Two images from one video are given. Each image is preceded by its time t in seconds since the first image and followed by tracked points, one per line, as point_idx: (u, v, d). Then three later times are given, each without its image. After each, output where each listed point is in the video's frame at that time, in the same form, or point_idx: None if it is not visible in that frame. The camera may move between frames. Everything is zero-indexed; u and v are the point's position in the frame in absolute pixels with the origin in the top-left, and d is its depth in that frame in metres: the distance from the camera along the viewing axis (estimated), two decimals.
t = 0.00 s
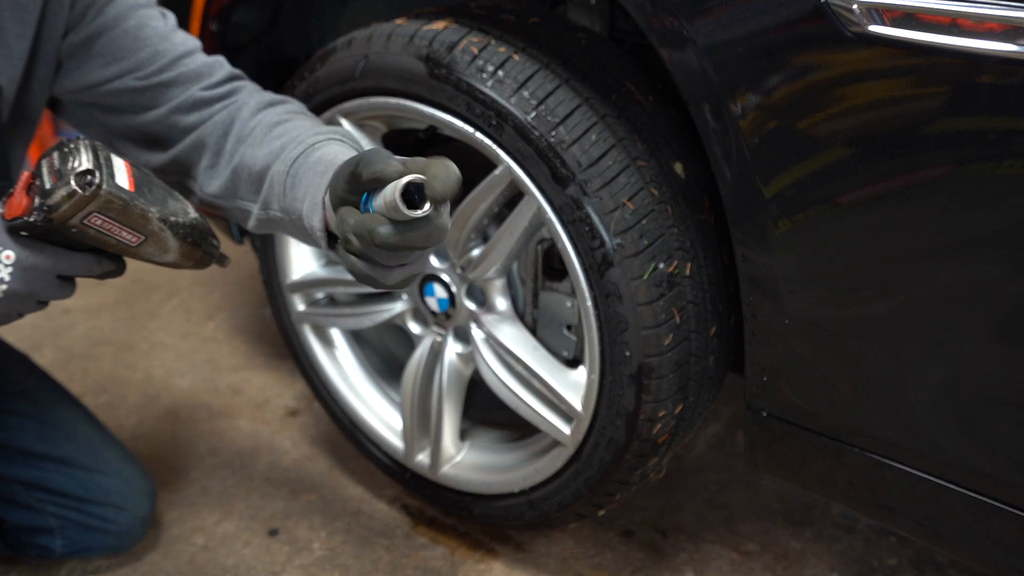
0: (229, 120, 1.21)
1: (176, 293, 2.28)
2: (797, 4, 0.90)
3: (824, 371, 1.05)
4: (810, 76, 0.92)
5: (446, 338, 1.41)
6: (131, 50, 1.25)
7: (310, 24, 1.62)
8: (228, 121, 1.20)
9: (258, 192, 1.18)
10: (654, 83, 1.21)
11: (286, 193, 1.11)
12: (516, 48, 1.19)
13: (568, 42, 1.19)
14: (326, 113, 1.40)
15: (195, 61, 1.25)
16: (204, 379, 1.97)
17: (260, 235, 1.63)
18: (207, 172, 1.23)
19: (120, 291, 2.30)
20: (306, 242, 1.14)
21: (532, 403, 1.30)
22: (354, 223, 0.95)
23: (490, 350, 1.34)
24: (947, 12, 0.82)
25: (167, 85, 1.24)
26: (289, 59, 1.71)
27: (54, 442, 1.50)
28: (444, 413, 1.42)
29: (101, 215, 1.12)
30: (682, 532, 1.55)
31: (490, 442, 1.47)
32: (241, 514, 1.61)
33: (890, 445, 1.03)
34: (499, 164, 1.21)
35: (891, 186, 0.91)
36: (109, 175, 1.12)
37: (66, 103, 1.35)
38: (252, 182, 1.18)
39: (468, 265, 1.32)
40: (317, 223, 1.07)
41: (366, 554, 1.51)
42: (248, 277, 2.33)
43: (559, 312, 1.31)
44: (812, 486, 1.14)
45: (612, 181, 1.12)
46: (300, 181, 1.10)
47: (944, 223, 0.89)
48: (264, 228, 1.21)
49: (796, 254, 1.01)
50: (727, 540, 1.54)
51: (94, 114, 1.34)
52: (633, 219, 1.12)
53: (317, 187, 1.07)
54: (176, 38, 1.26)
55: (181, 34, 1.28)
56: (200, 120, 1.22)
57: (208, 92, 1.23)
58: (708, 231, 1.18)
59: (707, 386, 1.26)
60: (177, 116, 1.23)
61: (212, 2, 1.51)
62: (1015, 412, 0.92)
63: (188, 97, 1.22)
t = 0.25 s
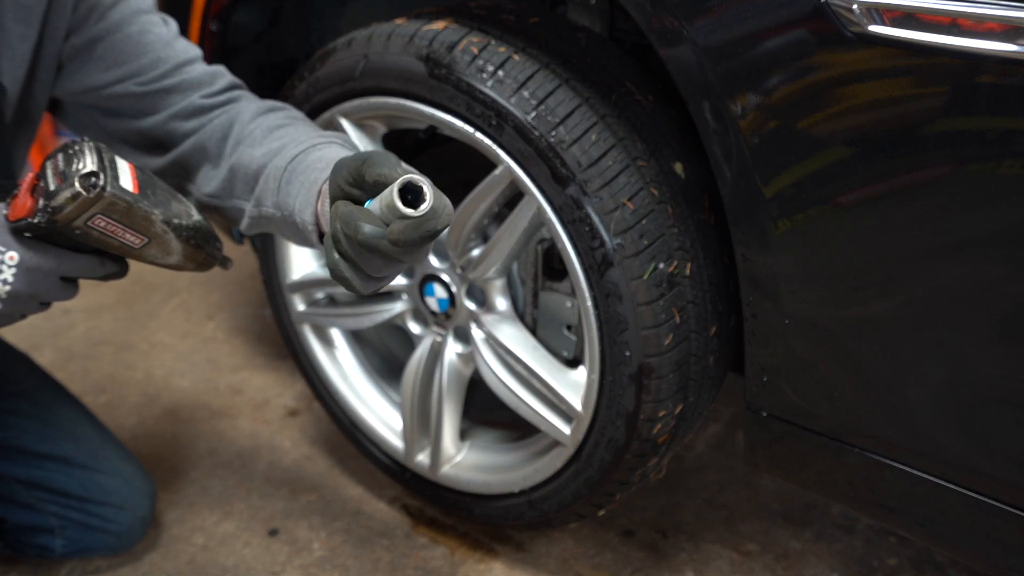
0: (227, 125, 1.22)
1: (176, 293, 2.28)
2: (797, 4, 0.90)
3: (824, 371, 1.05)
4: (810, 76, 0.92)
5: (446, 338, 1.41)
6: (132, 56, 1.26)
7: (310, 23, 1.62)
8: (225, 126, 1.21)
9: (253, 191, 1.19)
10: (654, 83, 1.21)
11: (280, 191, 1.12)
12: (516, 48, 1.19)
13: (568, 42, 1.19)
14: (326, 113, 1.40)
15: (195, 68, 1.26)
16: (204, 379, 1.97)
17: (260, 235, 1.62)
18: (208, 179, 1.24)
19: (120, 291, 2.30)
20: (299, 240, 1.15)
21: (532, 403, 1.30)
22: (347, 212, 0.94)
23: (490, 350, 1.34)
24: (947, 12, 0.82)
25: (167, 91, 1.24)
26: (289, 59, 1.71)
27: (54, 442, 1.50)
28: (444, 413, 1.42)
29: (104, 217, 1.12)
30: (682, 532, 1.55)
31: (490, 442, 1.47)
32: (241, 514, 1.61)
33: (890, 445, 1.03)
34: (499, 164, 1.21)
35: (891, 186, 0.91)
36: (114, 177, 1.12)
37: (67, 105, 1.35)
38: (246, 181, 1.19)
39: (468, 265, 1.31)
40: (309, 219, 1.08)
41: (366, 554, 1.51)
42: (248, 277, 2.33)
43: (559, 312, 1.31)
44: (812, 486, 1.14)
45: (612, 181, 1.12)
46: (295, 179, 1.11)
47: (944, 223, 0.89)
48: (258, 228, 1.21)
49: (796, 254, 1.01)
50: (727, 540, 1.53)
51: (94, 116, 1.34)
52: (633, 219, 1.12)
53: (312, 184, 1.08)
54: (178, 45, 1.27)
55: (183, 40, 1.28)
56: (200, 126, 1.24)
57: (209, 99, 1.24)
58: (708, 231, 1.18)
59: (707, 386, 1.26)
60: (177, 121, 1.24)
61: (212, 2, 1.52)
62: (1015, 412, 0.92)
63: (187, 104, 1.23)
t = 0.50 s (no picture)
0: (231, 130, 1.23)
1: (176, 293, 2.28)
2: (797, 4, 0.90)
3: (824, 371, 1.05)
4: (810, 76, 0.92)
5: (446, 338, 1.41)
6: (134, 59, 1.26)
7: (310, 23, 1.62)
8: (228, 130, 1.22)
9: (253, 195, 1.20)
10: (654, 83, 1.21)
11: (281, 195, 1.12)
12: (516, 48, 1.19)
13: (568, 42, 1.19)
14: (326, 113, 1.40)
15: (196, 71, 1.26)
16: (204, 379, 1.97)
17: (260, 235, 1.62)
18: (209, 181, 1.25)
19: (120, 290, 2.30)
20: (299, 244, 1.15)
21: (532, 403, 1.30)
22: (344, 202, 0.94)
23: (490, 350, 1.34)
24: (947, 12, 0.82)
25: (169, 94, 1.25)
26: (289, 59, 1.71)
27: (54, 442, 1.50)
28: (444, 413, 1.42)
29: (106, 217, 1.13)
30: (682, 532, 1.55)
31: (490, 442, 1.48)
32: (241, 514, 1.61)
33: (890, 445, 1.03)
34: (499, 164, 1.21)
35: (891, 186, 0.91)
36: (115, 177, 1.12)
37: (68, 108, 1.35)
38: (248, 185, 1.19)
39: (468, 265, 1.31)
40: (310, 222, 1.08)
41: (366, 554, 1.51)
42: (248, 277, 2.33)
43: (559, 312, 1.31)
44: (812, 486, 1.14)
45: (612, 181, 1.12)
46: (296, 183, 1.11)
47: (944, 223, 0.89)
48: (258, 231, 1.21)
49: (796, 254, 1.01)
50: (727, 540, 1.53)
51: (95, 119, 1.34)
52: (633, 219, 1.12)
53: (313, 188, 1.08)
54: (180, 48, 1.27)
55: (184, 44, 1.29)
56: (201, 130, 1.24)
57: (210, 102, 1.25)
58: (708, 231, 1.18)
59: (707, 386, 1.26)
60: (178, 125, 1.25)
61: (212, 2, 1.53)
62: (1015, 412, 0.92)
63: (189, 107, 1.24)
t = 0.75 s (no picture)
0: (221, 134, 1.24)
1: (176, 293, 2.29)
2: (797, 4, 0.90)
3: (824, 371, 1.05)
4: (810, 76, 0.92)
5: (446, 338, 1.41)
6: (134, 68, 1.26)
7: (310, 23, 1.62)
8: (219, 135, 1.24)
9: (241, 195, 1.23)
10: (654, 83, 1.22)
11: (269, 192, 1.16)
12: (516, 48, 1.19)
13: (568, 42, 1.19)
14: (327, 113, 1.40)
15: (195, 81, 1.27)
16: (204, 379, 1.97)
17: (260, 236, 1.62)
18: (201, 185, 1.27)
19: (120, 290, 2.30)
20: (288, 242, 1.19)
21: (532, 403, 1.30)
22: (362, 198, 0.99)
23: (491, 350, 1.34)
24: (947, 12, 0.82)
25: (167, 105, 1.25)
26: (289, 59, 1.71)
27: (54, 442, 1.50)
28: (444, 413, 1.42)
29: (103, 219, 1.12)
30: (682, 532, 1.55)
31: (490, 442, 1.48)
32: (241, 514, 1.61)
33: (890, 446, 1.03)
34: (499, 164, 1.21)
35: (890, 186, 0.91)
36: (112, 178, 1.12)
37: (67, 112, 1.35)
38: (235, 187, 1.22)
39: (468, 265, 1.31)
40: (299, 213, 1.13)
41: (366, 554, 1.51)
42: (248, 277, 2.34)
43: (559, 312, 1.31)
44: (813, 486, 1.14)
45: (612, 181, 1.12)
46: (284, 180, 1.15)
47: (944, 223, 0.89)
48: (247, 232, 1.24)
49: (796, 255, 1.01)
50: (727, 540, 1.53)
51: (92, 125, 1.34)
52: (633, 219, 1.12)
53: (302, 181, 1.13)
54: (178, 60, 1.28)
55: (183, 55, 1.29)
56: (199, 138, 1.25)
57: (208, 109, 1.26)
58: (708, 231, 1.18)
59: (707, 386, 1.26)
60: (174, 136, 1.25)
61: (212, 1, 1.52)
62: (1016, 412, 0.92)
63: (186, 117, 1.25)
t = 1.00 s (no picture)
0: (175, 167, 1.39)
1: (177, 293, 2.29)
2: (797, 4, 0.90)
3: (823, 371, 1.06)
4: (810, 76, 0.92)
5: (446, 338, 1.41)
6: (105, 110, 1.36)
7: (310, 23, 1.62)
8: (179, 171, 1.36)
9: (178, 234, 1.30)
10: (653, 83, 1.22)
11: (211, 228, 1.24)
12: (516, 48, 1.19)
13: (568, 42, 1.19)
14: (327, 113, 1.40)
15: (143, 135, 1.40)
16: (204, 379, 1.98)
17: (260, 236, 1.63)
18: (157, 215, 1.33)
19: (121, 291, 2.31)
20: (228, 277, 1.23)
21: (532, 402, 1.30)
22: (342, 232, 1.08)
23: (491, 350, 1.34)
24: (946, 13, 0.83)
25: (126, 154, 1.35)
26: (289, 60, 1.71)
27: (55, 441, 1.51)
28: (444, 413, 1.42)
29: (81, 208, 0.98)
30: (682, 531, 1.56)
31: (490, 441, 1.48)
32: (241, 513, 1.61)
33: (890, 445, 1.04)
34: (499, 164, 1.21)
35: (890, 186, 0.91)
36: (87, 164, 0.98)
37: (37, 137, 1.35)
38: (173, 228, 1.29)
39: (468, 265, 1.32)
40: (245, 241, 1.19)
41: (366, 553, 1.51)
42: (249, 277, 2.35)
43: (559, 312, 1.31)
44: (812, 486, 1.14)
45: (612, 181, 1.13)
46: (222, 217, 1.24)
47: (944, 223, 0.89)
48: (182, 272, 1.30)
49: (796, 254, 1.01)
50: (727, 540, 1.54)
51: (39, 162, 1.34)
52: (633, 219, 1.13)
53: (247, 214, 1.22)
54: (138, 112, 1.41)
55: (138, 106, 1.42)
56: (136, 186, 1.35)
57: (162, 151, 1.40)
58: (708, 231, 1.19)
59: (707, 386, 1.27)
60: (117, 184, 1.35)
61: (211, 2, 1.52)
62: (1015, 412, 0.92)
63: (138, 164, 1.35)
